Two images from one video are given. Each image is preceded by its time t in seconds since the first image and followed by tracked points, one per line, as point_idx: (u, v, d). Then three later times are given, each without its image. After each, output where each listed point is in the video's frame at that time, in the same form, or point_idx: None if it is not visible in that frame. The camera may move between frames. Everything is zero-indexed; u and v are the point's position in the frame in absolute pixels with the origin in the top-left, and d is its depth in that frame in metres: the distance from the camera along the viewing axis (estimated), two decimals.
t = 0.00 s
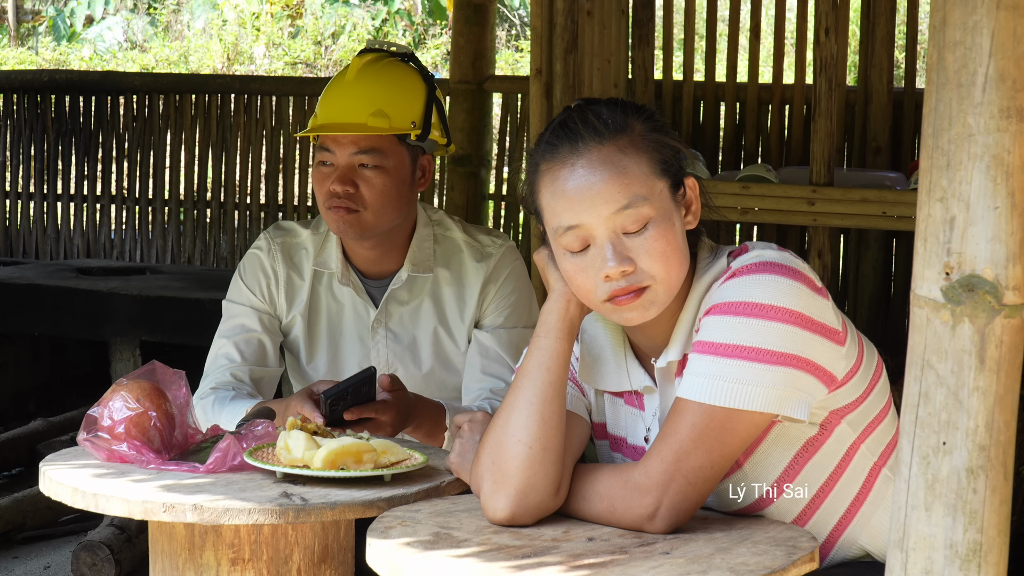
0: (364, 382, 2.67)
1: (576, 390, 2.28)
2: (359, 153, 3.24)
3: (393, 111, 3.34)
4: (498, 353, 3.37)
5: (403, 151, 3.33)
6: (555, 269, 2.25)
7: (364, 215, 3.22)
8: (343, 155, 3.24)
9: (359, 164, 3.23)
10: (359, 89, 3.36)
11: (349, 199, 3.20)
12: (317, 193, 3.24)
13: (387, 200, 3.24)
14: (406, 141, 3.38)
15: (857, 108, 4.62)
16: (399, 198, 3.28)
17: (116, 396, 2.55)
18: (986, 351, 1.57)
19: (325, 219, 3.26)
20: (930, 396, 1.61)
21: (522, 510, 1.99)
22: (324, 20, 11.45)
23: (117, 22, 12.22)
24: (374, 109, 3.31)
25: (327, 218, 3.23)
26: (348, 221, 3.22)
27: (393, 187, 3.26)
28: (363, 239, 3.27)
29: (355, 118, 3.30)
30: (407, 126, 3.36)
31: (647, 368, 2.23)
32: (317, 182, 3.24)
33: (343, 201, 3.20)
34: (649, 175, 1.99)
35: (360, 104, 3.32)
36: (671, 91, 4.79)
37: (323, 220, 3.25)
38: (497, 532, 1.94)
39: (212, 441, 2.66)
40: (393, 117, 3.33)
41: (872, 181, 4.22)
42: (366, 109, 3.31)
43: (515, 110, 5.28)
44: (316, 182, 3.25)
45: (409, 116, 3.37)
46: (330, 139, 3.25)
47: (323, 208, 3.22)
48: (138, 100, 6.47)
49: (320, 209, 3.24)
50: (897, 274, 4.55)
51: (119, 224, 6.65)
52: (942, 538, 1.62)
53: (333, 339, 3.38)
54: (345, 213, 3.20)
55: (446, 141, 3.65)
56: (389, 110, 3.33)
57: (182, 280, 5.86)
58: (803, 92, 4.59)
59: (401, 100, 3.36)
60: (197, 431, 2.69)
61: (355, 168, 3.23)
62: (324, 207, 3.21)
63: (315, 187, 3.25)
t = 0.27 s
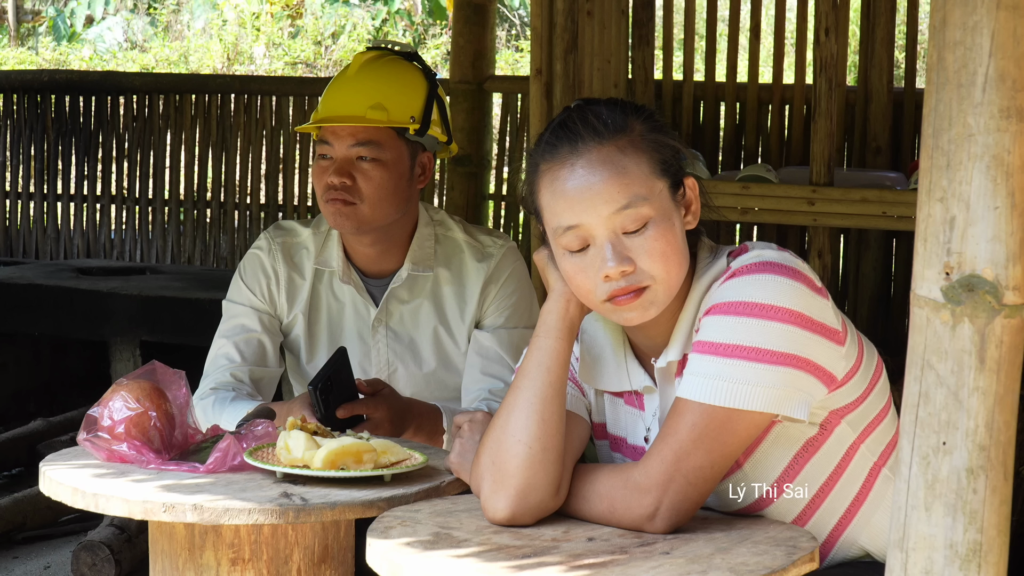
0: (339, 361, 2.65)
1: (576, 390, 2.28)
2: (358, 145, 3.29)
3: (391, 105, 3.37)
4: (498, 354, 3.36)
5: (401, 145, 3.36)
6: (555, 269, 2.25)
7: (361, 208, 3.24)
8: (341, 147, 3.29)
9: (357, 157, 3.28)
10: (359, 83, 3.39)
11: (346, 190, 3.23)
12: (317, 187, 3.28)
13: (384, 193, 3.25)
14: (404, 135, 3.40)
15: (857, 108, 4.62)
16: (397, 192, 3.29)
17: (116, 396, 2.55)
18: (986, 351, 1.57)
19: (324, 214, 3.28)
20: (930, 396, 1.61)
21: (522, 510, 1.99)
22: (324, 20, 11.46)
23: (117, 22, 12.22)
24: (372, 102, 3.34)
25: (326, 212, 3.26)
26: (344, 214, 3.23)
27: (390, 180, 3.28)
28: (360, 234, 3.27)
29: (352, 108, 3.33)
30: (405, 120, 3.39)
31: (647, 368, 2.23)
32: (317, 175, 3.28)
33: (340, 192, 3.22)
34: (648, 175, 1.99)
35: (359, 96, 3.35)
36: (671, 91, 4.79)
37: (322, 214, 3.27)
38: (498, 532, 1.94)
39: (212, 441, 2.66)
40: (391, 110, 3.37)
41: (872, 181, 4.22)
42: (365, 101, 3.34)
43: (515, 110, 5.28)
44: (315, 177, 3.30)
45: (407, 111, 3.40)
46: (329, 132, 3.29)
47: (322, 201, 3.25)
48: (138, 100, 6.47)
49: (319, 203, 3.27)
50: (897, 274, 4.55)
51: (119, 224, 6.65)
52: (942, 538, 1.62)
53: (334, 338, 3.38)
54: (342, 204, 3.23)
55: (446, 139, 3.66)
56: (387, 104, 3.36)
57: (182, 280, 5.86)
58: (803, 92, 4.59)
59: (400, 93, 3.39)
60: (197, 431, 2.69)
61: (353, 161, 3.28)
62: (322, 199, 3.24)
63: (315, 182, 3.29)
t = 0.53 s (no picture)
0: (337, 361, 2.65)
1: (575, 390, 2.28)
2: (360, 140, 3.29)
3: (395, 101, 3.36)
4: (499, 354, 3.36)
5: (404, 141, 3.37)
6: (555, 269, 2.25)
7: (363, 203, 3.24)
8: (344, 143, 3.30)
9: (359, 153, 3.29)
10: (364, 78, 3.39)
11: (348, 185, 3.24)
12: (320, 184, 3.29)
13: (386, 189, 3.26)
14: (407, 132, 3.40)
15: (857, 108, 4.62)
16: (399, 188, 3.30)
17: (116, 396, 2.55)
18: (986, 351, 1.57)
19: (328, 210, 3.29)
20: (930, 396, 1.61)
21: (522, 510, 1.99)
22: (324, 20, 11.47)
23: (117, 23, 12.22)
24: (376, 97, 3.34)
25: (328, 208, 3.26)
26: (347, 209, 3.24)
27: (393, 175, 3.29)
28: (362, 230, 3.28)
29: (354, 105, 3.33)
30: (409, 117, 3.38)
31: (647, 368, 2.23)
32: (319, 171, 3.29)
33: (342, 188, 3.23)
34: (648, 175, 1.99)
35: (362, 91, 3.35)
36: (671, 91, 4.79)
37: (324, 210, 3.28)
38: (497, 532, 1.94)
39: (212, 441, 2.66)
40: (395, 106, 3.36)
41: (872, 181, 4.22)
42: (369, 96, 3.34)
43: (515, 110, 5.28)
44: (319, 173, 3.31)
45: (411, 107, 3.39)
46: (332, 128, 3.31)
47: (325, 197, 3.26)
48: (138, 100, 6.47)
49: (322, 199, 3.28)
50: (897, 274, 4.55)
51: (119, 224, 6.65)
52: (942, 538, 1.62)
53: (335, 336, 3.39)
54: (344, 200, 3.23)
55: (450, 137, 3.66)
56: (391, 99, 3.36)
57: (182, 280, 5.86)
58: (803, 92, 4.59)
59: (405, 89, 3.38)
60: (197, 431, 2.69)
61: (355, 156, 3.28)
62: (325, 195, 3.25)
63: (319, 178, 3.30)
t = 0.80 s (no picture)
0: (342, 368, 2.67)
1: (575, 390, 2.28)
2: (362, 136, 3.31)
3: (399, 97, 3.36)
4: (501, 357, 3.36)
5: (407, 138, 3.38)
6: (555, 269, 2.25)
7: (365, 198, 3.25)
8: (347, 139, 3.32)
9: (362, 149, 3.30)
10: (367, 73, 3.38)
11: (350, 180, 3.25)
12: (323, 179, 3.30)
13: (388, 185, 3.27)
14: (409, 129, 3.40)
15: (857, 108, 4.62)
16: (401, 185, 3.31)
17: (116, 396, 2.55)
18: (986, 351, 1.57)
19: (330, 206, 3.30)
20: (930, 396, 1.61)
21: (522, 510, 1.99)
22: (324, 20, 11.47)
23: (117, 23, 12.22)
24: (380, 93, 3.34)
25: (331, 203, 3.28)
26: (348, 204, 3.25)
27: (394, 172, 3.29)
28: (364, 226, 3.28)
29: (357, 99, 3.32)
30: (411, 113, 3.38)
31: (647, 368, 2.22)
32: (322, 167, 3.30)
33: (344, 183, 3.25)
34: (648, 175, 1.99)
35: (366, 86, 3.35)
36: (671, 91, 4.79)
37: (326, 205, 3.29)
38: (497, 532, 1.94)
39: (212, 441, 2.66)
40: (398, 103, 3.36)
41: (872, 181, 4.22)
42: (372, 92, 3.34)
43: (515, 110, 5.28)
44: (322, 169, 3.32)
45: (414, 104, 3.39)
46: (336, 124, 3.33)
47: (327, 192, 3.28)
48: (138, 100, 6.47)
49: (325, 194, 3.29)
50: (897, 274, 4.55)
51: (119, 224, 6.65)
52: (942, 538, 1.62)
53: (337, 334, 3.39)
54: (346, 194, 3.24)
55: (453, 136, 3.64)
56: (395, 95, 3.35)
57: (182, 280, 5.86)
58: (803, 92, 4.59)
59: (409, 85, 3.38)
60: (197, 431, 2.69)
61: (358, 152, 3.29)
62: (328, 190, 3.27)
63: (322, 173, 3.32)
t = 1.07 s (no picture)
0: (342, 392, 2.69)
1: (575, 390, 2.28)
2: (360, 136, 3.31)
3: (397, 97, 3.36)
4: (499, 360, 3.35)
5: (404, 137, 3.37)
6: (555, 269, 2.25)
7: (362, 198, 3.25)
8: (345, 139, 3.31)
9: (359, 149, 3.30)
10: (366, 73, 3.39)
11: (347, 180, 3.24)
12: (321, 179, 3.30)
13: (385, 185, 3.27)
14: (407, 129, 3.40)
15: (857, 108, 4.62)
16: (398, 185, 3.30)
17: (116, 396, 2.55)
18: (986, 351, 1.57)
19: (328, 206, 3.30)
20: (930, 396, 1.61)
21: (522, 510, 1.99)
22: (324, 20, 11.47)
23: (117, 23, 12.21)
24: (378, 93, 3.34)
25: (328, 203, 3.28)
26: (345, 205, 3.25)
27: (392, 172, 3.29)
28: (361, 226, 3.28)
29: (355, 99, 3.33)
30: (409, 113, 3.39)
31: (646, 368, 2.22)
32: (319, 167, 3.30)
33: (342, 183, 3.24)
34: (648, 175, 1.99)
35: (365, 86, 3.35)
36: (671, 91, 4.79)
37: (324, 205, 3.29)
38: (497, 532, 1.94)
39: (212, 441, 2.66)
40: (396, 103, 3.36)
41: (872, 181, 4.21)
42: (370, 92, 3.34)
43: (515, 110, 5.27)
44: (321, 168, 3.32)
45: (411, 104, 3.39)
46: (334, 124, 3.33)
47: (325, 192, 3.28)
48: (138, 100, 6.47)
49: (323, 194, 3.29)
50: (897, 274, 4.55)
51: (119, 224, 6.65)
52: (942, 538, 1.62)
53: (335, 333, 3.40)
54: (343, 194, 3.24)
55: (453, 137, 3.63)
56: (393, 96, 3.36)
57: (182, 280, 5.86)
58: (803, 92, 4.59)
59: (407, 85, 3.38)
60: (197, 431, 2.69)
61: (355, 152, 3.29)
62: (325, 190, 3.27)
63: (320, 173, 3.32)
